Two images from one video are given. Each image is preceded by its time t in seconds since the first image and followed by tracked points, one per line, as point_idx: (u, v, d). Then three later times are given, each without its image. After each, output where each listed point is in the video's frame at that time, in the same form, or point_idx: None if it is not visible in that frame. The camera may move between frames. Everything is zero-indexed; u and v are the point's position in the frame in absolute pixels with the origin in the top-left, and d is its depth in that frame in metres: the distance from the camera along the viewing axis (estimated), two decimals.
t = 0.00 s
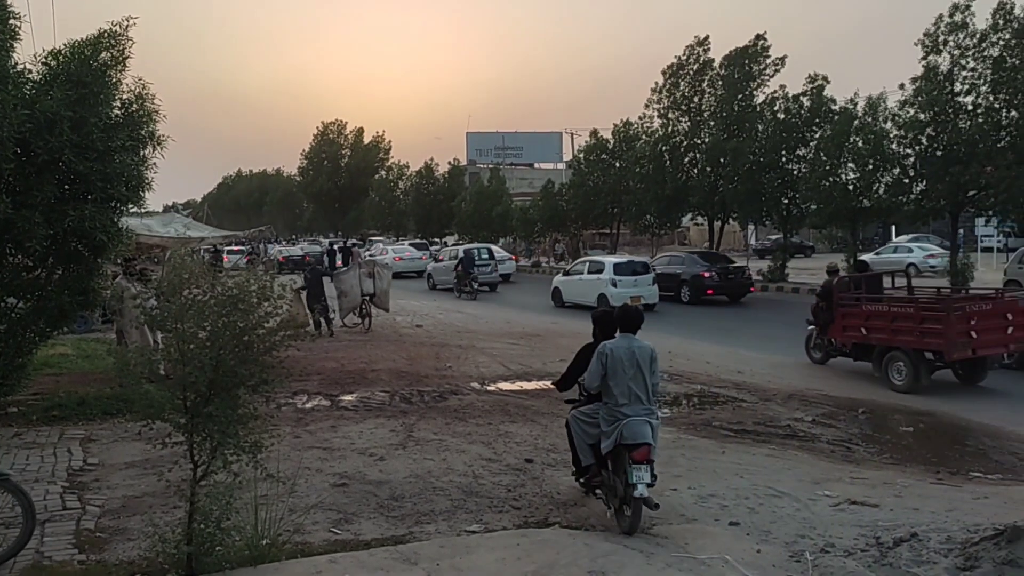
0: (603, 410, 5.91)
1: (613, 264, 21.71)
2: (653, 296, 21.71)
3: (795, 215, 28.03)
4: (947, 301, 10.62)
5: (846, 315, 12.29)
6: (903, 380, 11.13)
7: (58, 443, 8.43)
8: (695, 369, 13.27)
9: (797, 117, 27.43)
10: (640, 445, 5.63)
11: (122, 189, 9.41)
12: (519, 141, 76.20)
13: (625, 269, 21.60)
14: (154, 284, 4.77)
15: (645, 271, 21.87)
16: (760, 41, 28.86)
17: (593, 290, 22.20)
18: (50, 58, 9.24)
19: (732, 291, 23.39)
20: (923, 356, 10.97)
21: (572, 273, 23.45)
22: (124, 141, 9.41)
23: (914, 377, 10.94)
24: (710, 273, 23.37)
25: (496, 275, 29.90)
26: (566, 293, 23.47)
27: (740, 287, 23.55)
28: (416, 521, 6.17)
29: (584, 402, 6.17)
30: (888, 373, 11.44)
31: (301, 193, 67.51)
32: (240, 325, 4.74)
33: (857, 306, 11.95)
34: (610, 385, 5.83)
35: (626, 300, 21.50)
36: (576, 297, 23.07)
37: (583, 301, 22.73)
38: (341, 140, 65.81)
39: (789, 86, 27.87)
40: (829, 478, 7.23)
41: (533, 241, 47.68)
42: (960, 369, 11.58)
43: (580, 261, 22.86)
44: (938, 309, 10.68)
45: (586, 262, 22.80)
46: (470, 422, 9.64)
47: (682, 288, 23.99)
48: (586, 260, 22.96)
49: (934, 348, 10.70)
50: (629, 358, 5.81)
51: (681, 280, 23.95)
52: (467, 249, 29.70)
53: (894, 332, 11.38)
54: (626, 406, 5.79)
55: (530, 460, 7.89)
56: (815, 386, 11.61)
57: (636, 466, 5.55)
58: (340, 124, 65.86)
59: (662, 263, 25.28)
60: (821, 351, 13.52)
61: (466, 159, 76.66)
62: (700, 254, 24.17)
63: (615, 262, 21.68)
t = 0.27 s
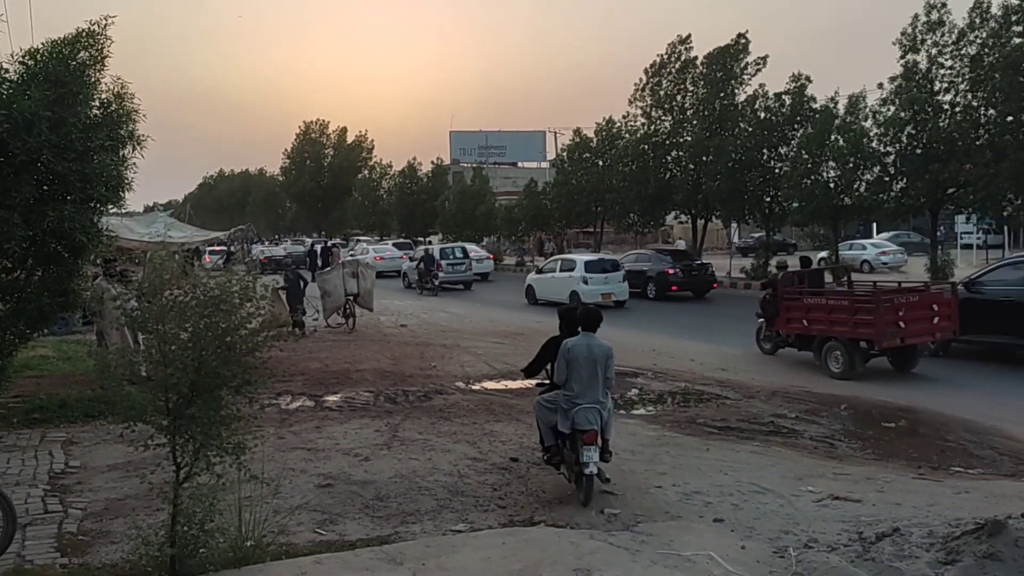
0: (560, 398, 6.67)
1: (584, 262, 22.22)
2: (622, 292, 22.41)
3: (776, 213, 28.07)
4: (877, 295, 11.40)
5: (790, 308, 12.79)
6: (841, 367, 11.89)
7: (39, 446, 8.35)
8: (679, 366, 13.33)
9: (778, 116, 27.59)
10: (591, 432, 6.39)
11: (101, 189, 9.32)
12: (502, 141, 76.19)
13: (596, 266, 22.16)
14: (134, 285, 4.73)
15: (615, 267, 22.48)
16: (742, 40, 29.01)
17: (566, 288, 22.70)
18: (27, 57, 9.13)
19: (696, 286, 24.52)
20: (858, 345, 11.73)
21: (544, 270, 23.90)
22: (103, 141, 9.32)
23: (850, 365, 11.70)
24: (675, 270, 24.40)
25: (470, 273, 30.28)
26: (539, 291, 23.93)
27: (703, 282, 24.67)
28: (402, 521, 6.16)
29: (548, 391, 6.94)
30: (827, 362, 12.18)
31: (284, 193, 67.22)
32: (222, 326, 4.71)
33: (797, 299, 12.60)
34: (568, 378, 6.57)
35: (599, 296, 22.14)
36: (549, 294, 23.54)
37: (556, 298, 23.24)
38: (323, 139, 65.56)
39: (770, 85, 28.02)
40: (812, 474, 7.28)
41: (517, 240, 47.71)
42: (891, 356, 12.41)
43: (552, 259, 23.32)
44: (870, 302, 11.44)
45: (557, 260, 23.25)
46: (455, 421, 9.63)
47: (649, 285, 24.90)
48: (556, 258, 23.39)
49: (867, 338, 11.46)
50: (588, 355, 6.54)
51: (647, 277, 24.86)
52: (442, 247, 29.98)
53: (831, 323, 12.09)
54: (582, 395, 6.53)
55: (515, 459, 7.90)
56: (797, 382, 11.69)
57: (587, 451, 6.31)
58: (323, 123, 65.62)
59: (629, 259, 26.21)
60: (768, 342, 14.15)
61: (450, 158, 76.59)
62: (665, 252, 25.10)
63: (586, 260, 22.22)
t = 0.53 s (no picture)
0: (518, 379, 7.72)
1: (545, 258, 22.73)
2: (582, 288, 23.00)
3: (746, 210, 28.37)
4: (801, 287, 12.23)
5: (725, 301, 13.69)
6: (772, 355, 12.74)
7: (4, 449, 8.22)
8: (651, 363, 13.42)
9: (748, 114, 27.92)
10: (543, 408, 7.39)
11: (67, 188, 9.18)
12: (475, 138, 76.07)
13: (556, 262, 22.69)
14: (100, 285, 4.66)
15: (573, 264, 23.05)
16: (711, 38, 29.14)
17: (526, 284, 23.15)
18: None
19: (650, 281, 25.48)
20: (787, 335, 12.57)
21: (506, 268, 24.34)
22: (69, 139, 9.18)
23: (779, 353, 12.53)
24: (630, 266, 25.34)
25: (434, 272, 30.77)
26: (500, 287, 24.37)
27: (657, 278, 25.63)
28: (374, 520, 6.13)
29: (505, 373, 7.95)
30: (760, 351, 13.03)
31: (255, 191, 66.62)
32: (190, 325, 4.65)
33: (733, 293, 13.44)
34: (522, 362, 7.61)
35: (559, 292, 22.64)
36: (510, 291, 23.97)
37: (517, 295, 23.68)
38: (294, 137, 65.07)
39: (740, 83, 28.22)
40: (782, 468, 7.36)
41: (490, 238, 47.67)
42: (820, 343, 13.20)
43: (514, 257, 23.80)
44: (795, 294, 12.27)
45: (518, 257, 23.75)
46: (428, 420, 9.61)
47: (606, 281, 25.78)
48: (518, 255, 23.86)
49: (793, 328, 12.29)
50: (538, 342, 7.55)
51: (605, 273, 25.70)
52: (405, 245, 30.51)
53: (762, 314, 12.93)
54: (536, 376, 7.58)
55: (489, 456, 7.91)
56: (768, 377, 11.81)
57: (540, 423, 7.29)
58: (294, 121, 65.12)
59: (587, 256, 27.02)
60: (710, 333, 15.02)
61: (422, 156, 76.34)
62: (622, 249, 25.93)
63: (547, 257, 22.77)
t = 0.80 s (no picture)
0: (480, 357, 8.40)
1: (511, 253, 23.22)
2: (547, 282, 23.53)
3: (722, 206, 28.82)
4: (744, 281, 13.02)
5: (675, 294, 14.48)
6: (717, 345, 13.52)
7: None
8: (626, 358, 13.47)
9: (722, 110, 28.24)
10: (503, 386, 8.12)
11: (35, 182, 9.02)
12: (451, 133, 75.85)
13: (521, 257, 23.18)
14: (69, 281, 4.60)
15: (538, 259, 23.57)
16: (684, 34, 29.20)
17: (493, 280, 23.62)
18: None
19: (612, 276, 26.12)
20: (730, 325, 13.38)
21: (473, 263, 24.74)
22: (37, 132, 9.02)
23: (723, 343, 13.31)
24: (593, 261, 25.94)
25: (402, 266, 31.40)
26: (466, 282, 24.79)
27: (619, 273, 26.29)
28: (348, 516, 6.11)
29: (466, 352, 8.66)
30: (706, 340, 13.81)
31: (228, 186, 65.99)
32: (160, 321, 4.58)
33: (682, 286, 14.22)
34: (483, 342, 8.29)
35: (524, 287, 23.14)
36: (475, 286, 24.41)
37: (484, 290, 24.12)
38: (268, 131, 64.51)
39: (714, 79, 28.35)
40: (755, 461, 7.43)
41: (466, 233, 47.57)
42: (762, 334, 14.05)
43: (480, 253, 24.25)
44: (738, 288, 13.07)
45: (484, 253, 24.17)
46: (403, 415, 9.58)
47: (569, 275, 26.40)
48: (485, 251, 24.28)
49: (737, 319, 13.09)
50: (498, 325, 8.22)
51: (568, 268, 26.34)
52: (373, 240, 31.14)
53: (709, 307, 13.74)
54: (496, 354, 8.27)
55: (464, 452, 7.90)
56: (742, 372, 11.90)
57: (500, 398, 8.01)
58: (268, 116, 64.55)
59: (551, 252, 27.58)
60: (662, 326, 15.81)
61: (398, 151, 75.99)
62: (585, 244, 26.63)
63: (513, 252, 23.27)
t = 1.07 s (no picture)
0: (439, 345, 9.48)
1: (475, 251, 23.84)
2: (510, 279, 24.13)
3: (693, 204, 28.98)
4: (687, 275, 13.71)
5: (623, 288, 15.14)
6: (662, 337, 14.21)
7: None
8: (600, 355, 13.52)
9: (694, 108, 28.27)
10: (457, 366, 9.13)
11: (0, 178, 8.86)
12: (425, 131, 75.60)
13: (485, 255, 23.82)
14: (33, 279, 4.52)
15: (501, 257, 24.22)
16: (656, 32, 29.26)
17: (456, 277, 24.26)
18: None
19: (571, 273, 26.90)
20: (674, 318, 14.07)
21: (438, 260, 25.30)
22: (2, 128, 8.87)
23: (667, 335, 14.01)
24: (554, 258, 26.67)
25: (368, 264, 32.08)
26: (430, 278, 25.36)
27: (579, 270, 27.10)
28: (321, 516, 6.07)
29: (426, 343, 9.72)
30: (652, 332, 14.52)
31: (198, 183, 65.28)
32: (128, 321, 4.51)
33: (629, 281, 14.88)
34: (442, 331, 9.41)
35: (487, 284, 23.78)
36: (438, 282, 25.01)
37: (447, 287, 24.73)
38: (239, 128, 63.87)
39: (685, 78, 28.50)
40: (726, 457, 7.49)
41: (440, 231, 47.46)
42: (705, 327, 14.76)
43: (444, 250, 24.79)
44: (681, 281, 13.76)
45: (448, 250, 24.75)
46: (376, 414, 9.53)
47: (531, 272, 27.06)
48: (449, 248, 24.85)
49: (680, 311, 13.78)
50: (455, 315, 9.40)
51: (529, 265, 27.00)
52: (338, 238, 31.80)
53: (654, 300, 14.42)
54: (453, 342, 9.38)
55: (437, 450, 7.88)
56: (715, 369, 11.98)
57: (455, 378, 8.99)
58: (239, 113, 63.93)
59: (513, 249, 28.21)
60: (612, 319, 16.45)
61: (371, 149, 75.60)
62: (546, 242, 27.29)
63: (476, 251, 23.84)
